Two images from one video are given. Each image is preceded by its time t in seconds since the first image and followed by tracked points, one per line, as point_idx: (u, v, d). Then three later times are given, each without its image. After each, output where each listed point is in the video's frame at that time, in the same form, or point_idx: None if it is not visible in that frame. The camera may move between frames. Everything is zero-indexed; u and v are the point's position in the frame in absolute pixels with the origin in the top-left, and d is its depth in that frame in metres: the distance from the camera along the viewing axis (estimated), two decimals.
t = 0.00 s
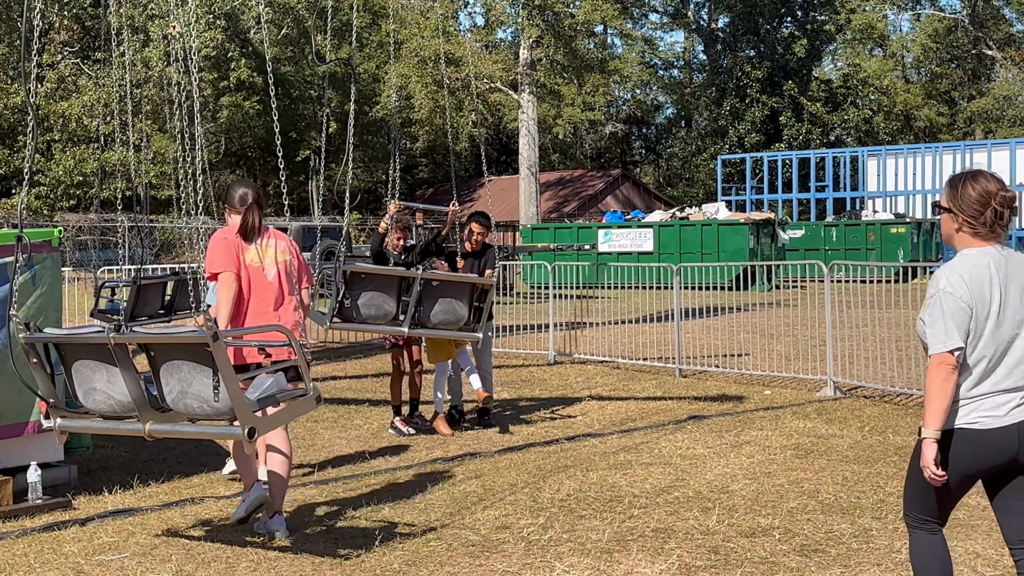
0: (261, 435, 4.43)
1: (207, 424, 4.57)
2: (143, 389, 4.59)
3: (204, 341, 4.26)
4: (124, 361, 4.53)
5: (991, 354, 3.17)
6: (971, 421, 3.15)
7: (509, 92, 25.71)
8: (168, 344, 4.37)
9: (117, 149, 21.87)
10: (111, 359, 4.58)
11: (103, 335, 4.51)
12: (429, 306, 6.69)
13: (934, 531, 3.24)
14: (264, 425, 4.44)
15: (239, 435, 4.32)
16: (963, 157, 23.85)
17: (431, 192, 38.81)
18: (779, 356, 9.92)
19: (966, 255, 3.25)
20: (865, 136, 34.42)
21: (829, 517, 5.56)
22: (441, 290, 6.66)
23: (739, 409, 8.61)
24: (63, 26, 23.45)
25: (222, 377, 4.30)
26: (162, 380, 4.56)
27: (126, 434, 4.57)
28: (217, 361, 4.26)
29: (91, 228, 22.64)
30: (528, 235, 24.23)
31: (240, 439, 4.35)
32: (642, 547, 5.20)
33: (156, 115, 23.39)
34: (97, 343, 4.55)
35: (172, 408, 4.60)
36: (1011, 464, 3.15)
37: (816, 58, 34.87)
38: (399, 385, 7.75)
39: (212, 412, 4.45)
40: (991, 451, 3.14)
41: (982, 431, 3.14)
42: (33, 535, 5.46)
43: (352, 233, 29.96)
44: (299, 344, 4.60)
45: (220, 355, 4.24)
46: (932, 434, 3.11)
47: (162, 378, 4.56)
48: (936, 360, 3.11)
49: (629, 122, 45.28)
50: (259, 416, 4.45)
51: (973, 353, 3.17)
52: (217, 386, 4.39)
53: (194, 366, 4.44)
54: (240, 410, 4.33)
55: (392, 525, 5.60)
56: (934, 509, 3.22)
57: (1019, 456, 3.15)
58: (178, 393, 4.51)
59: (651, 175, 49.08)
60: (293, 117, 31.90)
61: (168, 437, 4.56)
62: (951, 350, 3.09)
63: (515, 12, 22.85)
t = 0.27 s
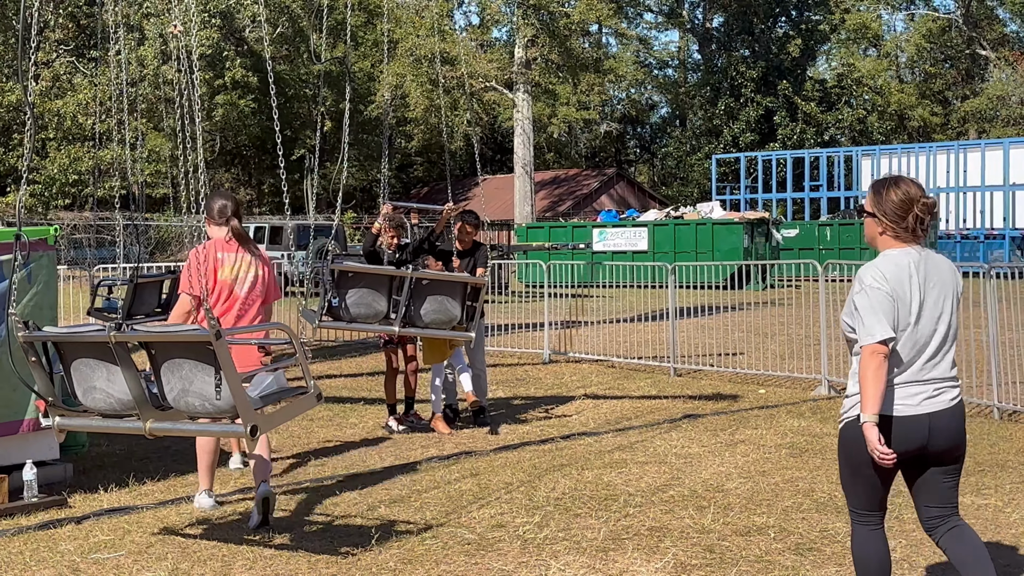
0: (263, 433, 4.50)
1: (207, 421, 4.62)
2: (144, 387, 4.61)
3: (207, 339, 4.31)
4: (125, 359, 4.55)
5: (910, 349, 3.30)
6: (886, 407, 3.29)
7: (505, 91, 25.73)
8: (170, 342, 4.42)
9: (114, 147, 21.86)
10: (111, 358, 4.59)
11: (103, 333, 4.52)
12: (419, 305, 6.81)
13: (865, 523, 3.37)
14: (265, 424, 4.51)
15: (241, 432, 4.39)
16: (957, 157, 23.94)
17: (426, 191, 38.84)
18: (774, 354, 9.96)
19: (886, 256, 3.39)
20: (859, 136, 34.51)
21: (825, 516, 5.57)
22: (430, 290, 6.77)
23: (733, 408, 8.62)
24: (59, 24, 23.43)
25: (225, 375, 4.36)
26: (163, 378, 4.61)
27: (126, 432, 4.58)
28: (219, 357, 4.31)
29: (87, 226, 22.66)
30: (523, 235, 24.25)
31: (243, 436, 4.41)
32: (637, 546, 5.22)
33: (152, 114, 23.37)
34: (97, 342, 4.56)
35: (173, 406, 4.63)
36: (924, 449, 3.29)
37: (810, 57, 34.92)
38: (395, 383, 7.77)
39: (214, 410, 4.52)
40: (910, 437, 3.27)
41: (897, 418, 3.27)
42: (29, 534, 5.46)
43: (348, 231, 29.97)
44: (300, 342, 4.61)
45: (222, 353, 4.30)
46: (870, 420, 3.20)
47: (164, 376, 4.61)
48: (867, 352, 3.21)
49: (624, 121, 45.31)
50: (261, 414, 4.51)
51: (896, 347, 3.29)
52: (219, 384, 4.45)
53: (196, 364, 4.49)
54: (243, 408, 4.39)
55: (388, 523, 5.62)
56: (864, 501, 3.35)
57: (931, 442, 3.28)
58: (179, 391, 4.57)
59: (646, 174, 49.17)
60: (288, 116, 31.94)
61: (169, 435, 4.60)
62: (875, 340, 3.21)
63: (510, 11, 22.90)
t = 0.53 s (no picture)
0: (269, 430, 4.55)
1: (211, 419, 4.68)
2: (148, 386, 4.64)
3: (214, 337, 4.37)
4: (129, 357, 4.58)
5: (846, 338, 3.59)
6: (839, 395, 3.57)
7: (500, 91, 25.75)
8: (175, 340, 4.47)
9: (109, 146, 21.81)
10: (115, 356, 4.62)
11: (108, 331, 4.54)
12: (411, 304, 6.91)
13: (843, 512, 3.59)
14: (271, 421, 4.55)
15: (248, 430, 4.43)
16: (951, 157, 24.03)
17: (422, 190, 38.85)
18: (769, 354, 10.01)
19: (822, 248, 3.70)
20: (854, 136, 34.61)
21: (819, 514, 5.60)
22: (421, 289, 6.89)
23: (728, 406, 8.65)
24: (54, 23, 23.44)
25: (233, 372, 4.42)
26: (168, 376, 4.65)
27: (130, 429, 4.62)
28: (227, 355, 4.38)
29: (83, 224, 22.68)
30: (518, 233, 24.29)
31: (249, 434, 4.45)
32: (632, 544, 5.24)
33: (148, 111, 23.35)
34: (101, 340, 4.59)
35: (177, 404, 4.68)
36: (878, 429, 3.58)
37: (804, 57, 34.96)
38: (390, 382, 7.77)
39: (220, 407, 4.58)
40: (863, 420, 3.55)
41: (852, 404, 3.55)
42: (25, 531, 5.48)
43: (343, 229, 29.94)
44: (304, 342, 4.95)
45: (230, 350, 4.36)
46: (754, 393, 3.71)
47: (168, 374, 4.65)
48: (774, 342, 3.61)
49: (620, 121, 45.33)
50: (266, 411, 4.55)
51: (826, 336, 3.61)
52: (226, 382, 4.51)
53: (202, 362, 4.54)
54: (249, 405, 4.45)
55: (385, 521, 5.64)
56: (836, 490, 3.58)
57: (883, 421, 3.58)
58: (184, 389, 4.62)
59: (641, 173, 49.25)
60: (284, 115, 31.97)
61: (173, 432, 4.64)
62: (783, 331, 3.60)
63: (505, 11, 22.94)
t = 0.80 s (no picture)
0: (278, 426, 4.59)
1: (218, 416, 4.71)
2: (155, 382, 4.67)
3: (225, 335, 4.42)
4: (137, 355, 4.61)
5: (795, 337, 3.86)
6: (787, 389, 3.84)
7: (497, 90, 25.78)
8: (184, 338, 4.51)
9: (106, 145, 21.81)
10: (123, 354, 4.65)
11: (116, 329, 4.58)
12: (407, 302, 6.96)
13: (781, 495, 3.87)
14: (280, 417, 4.59)
15: (257, 426, 4.46)
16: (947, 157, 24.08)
17: (420, 189, 38.86)
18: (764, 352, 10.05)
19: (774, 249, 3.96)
20: (848, 136, 34.72)
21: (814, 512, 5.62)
22: (416, 287, 6.97)
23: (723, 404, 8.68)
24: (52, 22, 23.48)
25: (243, 369, 4.46)
26: (175, 374, 4.68)
27: (136, 427, 4.63)
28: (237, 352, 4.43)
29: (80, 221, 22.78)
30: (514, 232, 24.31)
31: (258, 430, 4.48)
32: (629, 542, 5.26)
33: (145, 110, 23.36)
34: (109, 337, 4.62)
35: (184, 401, 4.71)
36: (822, 419, 3.88)
37: (800, 57, 34.97)
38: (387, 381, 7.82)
39: (228, 404, 4.61)
40: (807, 413, 3.84)
41: (799, 398, 3.83)
42: (23, 528, 5.50)
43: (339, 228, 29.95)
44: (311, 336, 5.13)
45: (240, 347, 4.41)
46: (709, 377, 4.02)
47: (176, 371, 4.69)
48: (736, 335, 3.85)
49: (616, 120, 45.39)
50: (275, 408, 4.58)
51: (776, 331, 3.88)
52: (235, 379, 4.55)
53: (211, 360, 4.58)
54: (260, 401, 4.49)
55: (383, 519, 5.66)
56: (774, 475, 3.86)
57: (824, 414, 3.88)
58: (192, 386, 4.65)
59: (637, 172, 49.29)
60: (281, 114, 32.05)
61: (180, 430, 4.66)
62: (744, 327, 3.83)
63: (502, 10, 22.97)
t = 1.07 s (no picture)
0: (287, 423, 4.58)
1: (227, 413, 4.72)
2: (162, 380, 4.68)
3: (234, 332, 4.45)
4: (145, 352, 4.62)
5: (751, 327, 4.06)
6: (740, 377, 4.03)
7: (494, 89, 25.80)
8: (193, 335, 4.54)
9: (104, 144, 21.84)
10: (130, 352, 4.68)
11: (125, 327, 4.62)
12: (406, 300, 7.04)
13: (691, 469, 4.15)
14: (289, 414, 4.60)
15: (267, 422, 4.46)
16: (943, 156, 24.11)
17: (418, 187, 38.87)
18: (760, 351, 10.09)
19: (728, 243, 4.15)
20: (844, 135, 34.79)
21: (811, 511, 5.64)
22: (414, 285, 7.05)
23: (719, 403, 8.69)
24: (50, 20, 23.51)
25: (252, 366, 4.47)
26: (183, 371, 4.70)
27: (143, 424, 4.61)
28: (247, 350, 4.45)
29: (78, 220, 22.84)
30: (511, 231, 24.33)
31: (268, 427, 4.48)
32: (626, 540, 5.27)
33: (143, 109, 23.40)
34: (117, 335, 4.65)
35: (191, 399, 4.72)
36: (770, 407, 4.07)
37: (796, 57, 34.99)
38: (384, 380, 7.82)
39: (237, 401, 4.61)
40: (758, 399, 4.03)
41: (751, 385, 4.02)
42: (21, 526, 5.52)
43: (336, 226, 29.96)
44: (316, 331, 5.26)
45: (249, 344, 4.44)
46: (709, 385, 4.00)
47: (184, 369, 4.71)
48: (710, 329, 3.97)
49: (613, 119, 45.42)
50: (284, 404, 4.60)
51: (737, 321, 4.05)
52: (246, 375, 4.55)
53: (219, 357, 4.61)
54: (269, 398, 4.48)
55: (381, 517, 5.68)
56: (698, 448, 4.12)
57: (775, 402, 4.06)
58: (201, 383, 4.67)
59: (634, 171, 49.32)
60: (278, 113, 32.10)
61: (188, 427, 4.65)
62: (716, 318, 3.97)
63: (499, 10, 22.95)
